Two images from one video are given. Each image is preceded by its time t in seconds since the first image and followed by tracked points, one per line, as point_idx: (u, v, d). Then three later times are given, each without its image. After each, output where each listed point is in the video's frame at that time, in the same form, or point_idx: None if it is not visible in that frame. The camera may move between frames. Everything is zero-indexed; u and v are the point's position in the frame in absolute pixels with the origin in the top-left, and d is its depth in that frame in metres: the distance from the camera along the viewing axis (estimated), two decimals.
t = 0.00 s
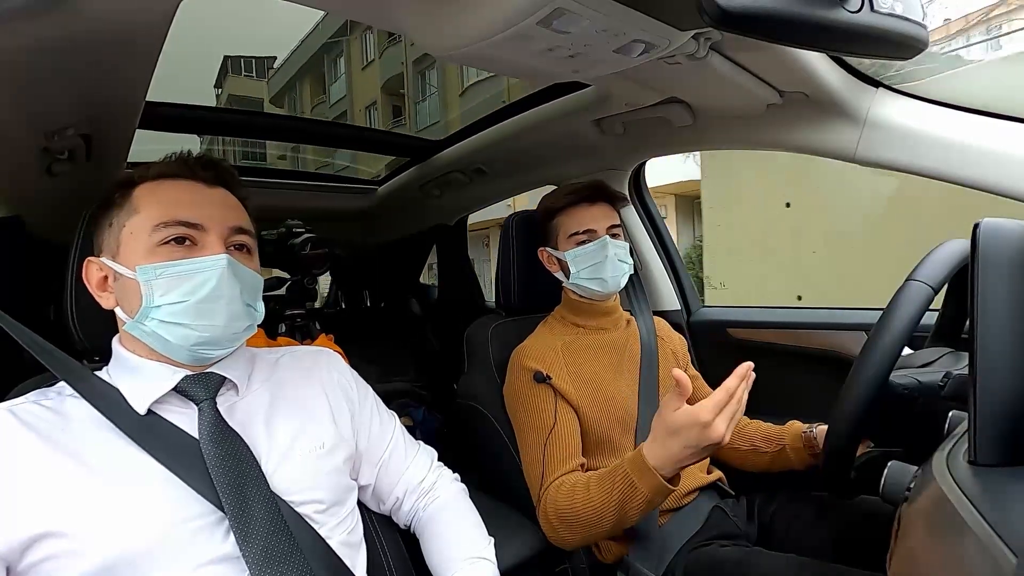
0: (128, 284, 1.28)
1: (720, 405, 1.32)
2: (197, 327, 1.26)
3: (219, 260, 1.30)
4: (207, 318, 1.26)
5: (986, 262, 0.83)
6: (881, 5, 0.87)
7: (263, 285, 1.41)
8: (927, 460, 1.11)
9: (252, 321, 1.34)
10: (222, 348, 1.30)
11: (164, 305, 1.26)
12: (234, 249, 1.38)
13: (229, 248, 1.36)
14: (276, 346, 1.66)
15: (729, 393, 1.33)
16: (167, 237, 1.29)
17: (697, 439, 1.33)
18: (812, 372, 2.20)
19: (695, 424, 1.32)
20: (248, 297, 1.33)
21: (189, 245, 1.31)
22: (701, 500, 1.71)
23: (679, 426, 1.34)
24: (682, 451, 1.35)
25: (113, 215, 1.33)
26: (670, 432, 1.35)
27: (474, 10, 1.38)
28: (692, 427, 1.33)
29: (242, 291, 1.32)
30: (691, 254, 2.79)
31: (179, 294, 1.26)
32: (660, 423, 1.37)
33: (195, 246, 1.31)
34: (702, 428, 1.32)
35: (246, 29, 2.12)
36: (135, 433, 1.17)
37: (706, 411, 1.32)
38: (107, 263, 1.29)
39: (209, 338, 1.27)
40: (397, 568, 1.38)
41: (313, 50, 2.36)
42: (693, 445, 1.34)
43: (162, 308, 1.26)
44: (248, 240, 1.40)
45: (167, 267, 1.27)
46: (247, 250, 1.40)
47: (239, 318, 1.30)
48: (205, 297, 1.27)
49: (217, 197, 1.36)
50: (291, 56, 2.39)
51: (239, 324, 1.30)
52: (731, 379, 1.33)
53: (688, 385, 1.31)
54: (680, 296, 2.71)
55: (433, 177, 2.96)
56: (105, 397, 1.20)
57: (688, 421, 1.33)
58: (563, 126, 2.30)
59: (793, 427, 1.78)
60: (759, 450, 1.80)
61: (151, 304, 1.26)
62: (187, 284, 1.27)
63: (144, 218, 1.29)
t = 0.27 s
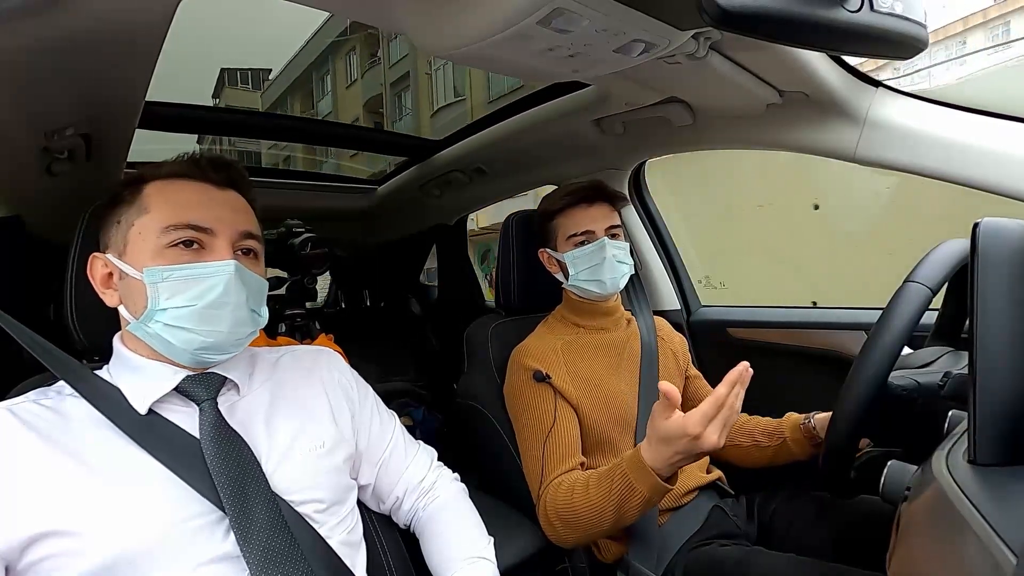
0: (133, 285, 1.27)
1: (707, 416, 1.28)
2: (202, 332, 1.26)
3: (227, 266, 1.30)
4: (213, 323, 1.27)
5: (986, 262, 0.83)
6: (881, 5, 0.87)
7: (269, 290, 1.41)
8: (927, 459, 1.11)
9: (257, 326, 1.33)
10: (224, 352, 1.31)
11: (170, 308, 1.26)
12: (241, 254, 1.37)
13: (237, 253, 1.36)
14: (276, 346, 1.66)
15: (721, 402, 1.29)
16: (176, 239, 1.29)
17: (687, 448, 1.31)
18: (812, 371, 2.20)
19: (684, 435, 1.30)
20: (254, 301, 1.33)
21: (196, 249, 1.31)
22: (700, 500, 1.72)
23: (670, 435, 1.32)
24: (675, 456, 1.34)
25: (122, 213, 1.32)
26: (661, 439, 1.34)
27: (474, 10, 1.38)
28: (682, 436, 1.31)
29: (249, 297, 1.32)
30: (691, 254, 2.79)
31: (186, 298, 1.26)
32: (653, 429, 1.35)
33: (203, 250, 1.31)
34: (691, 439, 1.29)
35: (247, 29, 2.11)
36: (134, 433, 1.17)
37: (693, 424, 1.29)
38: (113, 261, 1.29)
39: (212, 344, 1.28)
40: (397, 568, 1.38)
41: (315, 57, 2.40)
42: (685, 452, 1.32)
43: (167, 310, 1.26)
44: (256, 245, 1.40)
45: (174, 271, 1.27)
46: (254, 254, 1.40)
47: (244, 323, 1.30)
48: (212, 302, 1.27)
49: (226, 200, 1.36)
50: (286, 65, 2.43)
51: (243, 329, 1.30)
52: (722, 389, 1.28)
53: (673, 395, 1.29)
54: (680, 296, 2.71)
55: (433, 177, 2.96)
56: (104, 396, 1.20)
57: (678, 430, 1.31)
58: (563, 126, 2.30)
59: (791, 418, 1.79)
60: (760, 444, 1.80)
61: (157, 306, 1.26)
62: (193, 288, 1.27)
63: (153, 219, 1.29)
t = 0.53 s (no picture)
0: (134, 286, 1.27)
1: (723, 439, 1.28)
2: (203, 333, 1.26)
3: (227, 267, 1.29)
4: (213, 324, 1.27)
5: (986, 262, 0.83)
6: (881, 5, 0.87)
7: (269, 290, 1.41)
8: (926, 459, 1.12)
9: (257, 327, 1.33)
10: (224, 354, 1.31)
11: (170, 309, 1.26)
12: (242, 255, 1.37)
13: (238, 253, 1.36)
14: (276, 346, 1.66)
15: (739, 429, 1.29)
16: (177, 240, 1.29)
17: (696, 466, 1.31)
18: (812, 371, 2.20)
19: (696, 454, 1.29)
20: (254, 303, 1.33)
21: (197, 250, 1.31)
22: (699, 503, 1.73)
23: (681, 451, 1.31)
24: (682, 471, 1.33)
25: (122, 213, 1.32)
26: (673, 453, 1.32)
27: (474, 10, 1.38)
28: (693, 454, 1.30)
29: (249, 298, 1.31)
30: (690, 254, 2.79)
31: (186, 299, 1.26)
32: (666, 441, 1.33)
33: (203, 250, 1.31)
34: (701, 458, 1.29)
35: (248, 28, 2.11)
36: (134, 433, 1.17)
37: (706, 443, 1.28)
38: (114, 262, 1.29)
39: (213, 345, 1.28)
40: (398, 568, 1.38)
41: (316, 59, 2.40)
42: (693, 470, 1.32)
43: (168, 312, 1.26)
44: (256, 245, 1.40)
45: (174, 272, 1.27)
46: (255, 255, 1.40)
47: (244, 325, 1.30)
48: (212, 304, 1.27)
49: (226, 200, 1.36)
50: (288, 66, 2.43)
51: (243, 330, 1.30)
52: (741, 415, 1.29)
53: (692, 415, 1.26)
54: (680, 296, 2.74)
55: (433, 177, 2.96)
56: (104, 397, 1.20)
57: (690, 448, 1.30)
58: (563, 126, 2.30)
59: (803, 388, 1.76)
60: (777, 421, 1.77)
61: (158, 307, 1.26)
62: (194, 290, 1.27)
63: (154, 220, 1.29)
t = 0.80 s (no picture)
0: (130, 287, 1.28)
1: (716, 438, 1.25)
2: (199, 334, 1.26)
3: (222, 268, 1.29)
4: (208, 325, 1.27)
5: (987, 262, 0.83)
6: (881, 5, 0.87)
7: (266, 289, 1.41)
8: (926, 460, 1.11)
9: (254, 327, 1.33)
10: (222, 355, 1.31)
11: (166, 311, 1.26)
12: (239, 254, 1.37)
13: (234, 253, 1.36)
14: (275, 345, 1.66)
15: (732, 429, 1.25)
16: (170, 241, 1.29)
17: (688, 463, 1.29)
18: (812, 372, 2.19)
19: (688, 451, 1.27)
20: (251, 303, 1.33)
21: (192, 250, 1.31)
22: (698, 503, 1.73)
23: (674, 447, 1.29)
24: (676, 468, 1.31)
25: (117, 214, 1.32)
26: (666, 449, 1.31)
27: (474, 9, 1.38)
28: (685, 451, 1.28)
29: (246, 298, 1.31)
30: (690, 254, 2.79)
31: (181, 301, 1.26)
32: (659, 438, 1.32)
33: (198, 250, 1.31)
34: (693, 456, 1.27)
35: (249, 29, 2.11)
36: (134, 434, 1.17)
37: (696, 442, 1.26)
38: (109, 263, 1.29)
39: (210, 346, 1.28)
40: (398, 568, 1.38)
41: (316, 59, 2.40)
42: (686, 468, 1.30)
43: (163, 314, 1.26)
44: (253, 245, 1.40)
45: (168, 274, 1.27)
46: (251, 254, 1.40)
47: (240, 326, 1.29)
48: (207, 305, 1.27)
49: (220, 199, 1.35)
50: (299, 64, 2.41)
51: (240, 331, 1.29)
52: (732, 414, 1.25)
53: (684, 410, 1.24)
54: (680, 296, 2.74)
55: (433, 177, 2.96)
56: (103, 397, 1.20)
57: (681, 445, 1.28)
58: (563, 126, 2.30)
59: (819, 389, 1.76)
60: (791, 423, 1.76)
61: (153, 309, 1.26)
62: (187, 292, 1.27)
63: (148, 221, 1.29)
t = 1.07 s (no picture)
0: (130, 286, 1.28)
1: (733, 411, 1.37)
2: (200, 332, 1.26)
3: (222, 265, 1.29)
4: (210, 323, 1.27)
5: (987, 262, 0.83)
6: (881, 5, 0.87)
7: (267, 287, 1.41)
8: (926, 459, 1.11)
9: (255, 325, 1.33)
10: (223, 353, 1.31)
11: (166, 309, 1.26)
12: (238, 251, 1.37)
13: (234, 251, 1.36)
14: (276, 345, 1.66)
15: (749, 405, 1.38)
16: (170, 239, 1.29)
17: (703, 439, 1.36)
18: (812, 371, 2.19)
19: (703, 424, 1.36)
20: (252, 301, 1.33)
21: (192, 248, 1.31)
22: (700, 503, 1.72)
23: (689, 424, 1.37)
24: (690, 448, 1.37)
25: (116, 213, 1.32)
26: (680, 428, 1.38)
27: (475, 9, 1.38)
28: (700, 426, 1.36)
29: (246, 295, 1.31)
30: (690, 254, 2.79)
31: (181, 299, 1.26)
32: (672, 418, 1.40)
33: (198, 248, 1.31)
34: (709, 428, 1.36)
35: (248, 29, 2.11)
36: (134, 434, 1.17)
37: (714, 415, 1.36)
38: (108, 262, 1.29)
39: (211, 344, 1.28)
40: (398, 569, 1.38)
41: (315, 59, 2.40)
42: (701, 444, 1.36)
43: (164, 312, 1.26)
44: (253, 242, 1.40)
45: (168, 272, 1.27)
46: (251, 252, 1.40)
47: (241, 323, 1.30)
48: (208, 302, 1.27)
49: (219, 197, 1.35)
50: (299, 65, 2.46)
51: (241, 329, 1.30)
52: (754, 392, 1.38)
53: (705, 382, 1.37)
54: (680, 294, 2.75)
55: (433, 176, 2.96)
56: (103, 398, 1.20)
57: (696, 421, 1.36)
58: (563, 126, 2.30)
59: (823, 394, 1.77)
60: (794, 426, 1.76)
61: (153, 307, 1.26)
62: (188, 289, 1.27)
63: (147, 219, 1.29)
